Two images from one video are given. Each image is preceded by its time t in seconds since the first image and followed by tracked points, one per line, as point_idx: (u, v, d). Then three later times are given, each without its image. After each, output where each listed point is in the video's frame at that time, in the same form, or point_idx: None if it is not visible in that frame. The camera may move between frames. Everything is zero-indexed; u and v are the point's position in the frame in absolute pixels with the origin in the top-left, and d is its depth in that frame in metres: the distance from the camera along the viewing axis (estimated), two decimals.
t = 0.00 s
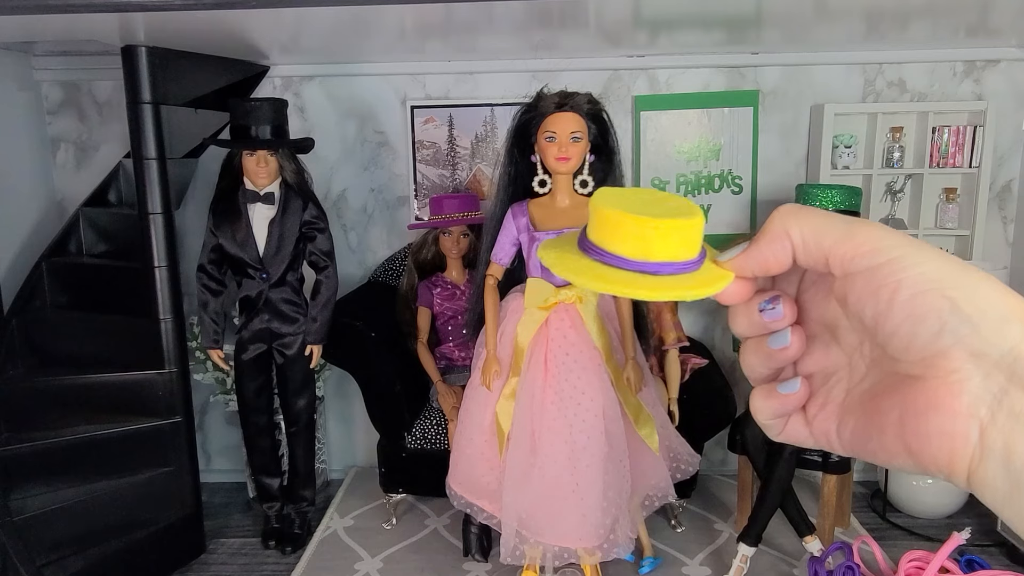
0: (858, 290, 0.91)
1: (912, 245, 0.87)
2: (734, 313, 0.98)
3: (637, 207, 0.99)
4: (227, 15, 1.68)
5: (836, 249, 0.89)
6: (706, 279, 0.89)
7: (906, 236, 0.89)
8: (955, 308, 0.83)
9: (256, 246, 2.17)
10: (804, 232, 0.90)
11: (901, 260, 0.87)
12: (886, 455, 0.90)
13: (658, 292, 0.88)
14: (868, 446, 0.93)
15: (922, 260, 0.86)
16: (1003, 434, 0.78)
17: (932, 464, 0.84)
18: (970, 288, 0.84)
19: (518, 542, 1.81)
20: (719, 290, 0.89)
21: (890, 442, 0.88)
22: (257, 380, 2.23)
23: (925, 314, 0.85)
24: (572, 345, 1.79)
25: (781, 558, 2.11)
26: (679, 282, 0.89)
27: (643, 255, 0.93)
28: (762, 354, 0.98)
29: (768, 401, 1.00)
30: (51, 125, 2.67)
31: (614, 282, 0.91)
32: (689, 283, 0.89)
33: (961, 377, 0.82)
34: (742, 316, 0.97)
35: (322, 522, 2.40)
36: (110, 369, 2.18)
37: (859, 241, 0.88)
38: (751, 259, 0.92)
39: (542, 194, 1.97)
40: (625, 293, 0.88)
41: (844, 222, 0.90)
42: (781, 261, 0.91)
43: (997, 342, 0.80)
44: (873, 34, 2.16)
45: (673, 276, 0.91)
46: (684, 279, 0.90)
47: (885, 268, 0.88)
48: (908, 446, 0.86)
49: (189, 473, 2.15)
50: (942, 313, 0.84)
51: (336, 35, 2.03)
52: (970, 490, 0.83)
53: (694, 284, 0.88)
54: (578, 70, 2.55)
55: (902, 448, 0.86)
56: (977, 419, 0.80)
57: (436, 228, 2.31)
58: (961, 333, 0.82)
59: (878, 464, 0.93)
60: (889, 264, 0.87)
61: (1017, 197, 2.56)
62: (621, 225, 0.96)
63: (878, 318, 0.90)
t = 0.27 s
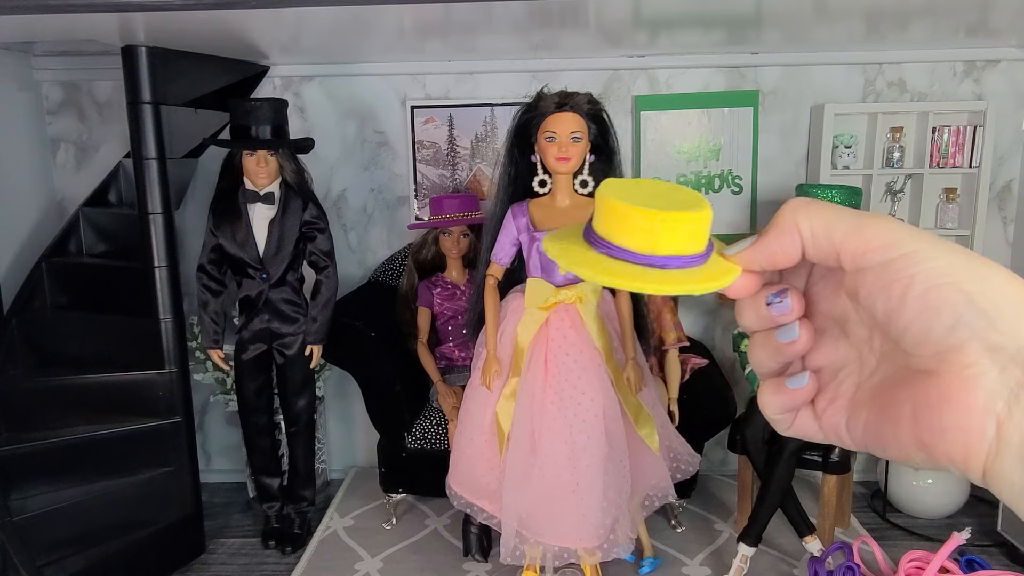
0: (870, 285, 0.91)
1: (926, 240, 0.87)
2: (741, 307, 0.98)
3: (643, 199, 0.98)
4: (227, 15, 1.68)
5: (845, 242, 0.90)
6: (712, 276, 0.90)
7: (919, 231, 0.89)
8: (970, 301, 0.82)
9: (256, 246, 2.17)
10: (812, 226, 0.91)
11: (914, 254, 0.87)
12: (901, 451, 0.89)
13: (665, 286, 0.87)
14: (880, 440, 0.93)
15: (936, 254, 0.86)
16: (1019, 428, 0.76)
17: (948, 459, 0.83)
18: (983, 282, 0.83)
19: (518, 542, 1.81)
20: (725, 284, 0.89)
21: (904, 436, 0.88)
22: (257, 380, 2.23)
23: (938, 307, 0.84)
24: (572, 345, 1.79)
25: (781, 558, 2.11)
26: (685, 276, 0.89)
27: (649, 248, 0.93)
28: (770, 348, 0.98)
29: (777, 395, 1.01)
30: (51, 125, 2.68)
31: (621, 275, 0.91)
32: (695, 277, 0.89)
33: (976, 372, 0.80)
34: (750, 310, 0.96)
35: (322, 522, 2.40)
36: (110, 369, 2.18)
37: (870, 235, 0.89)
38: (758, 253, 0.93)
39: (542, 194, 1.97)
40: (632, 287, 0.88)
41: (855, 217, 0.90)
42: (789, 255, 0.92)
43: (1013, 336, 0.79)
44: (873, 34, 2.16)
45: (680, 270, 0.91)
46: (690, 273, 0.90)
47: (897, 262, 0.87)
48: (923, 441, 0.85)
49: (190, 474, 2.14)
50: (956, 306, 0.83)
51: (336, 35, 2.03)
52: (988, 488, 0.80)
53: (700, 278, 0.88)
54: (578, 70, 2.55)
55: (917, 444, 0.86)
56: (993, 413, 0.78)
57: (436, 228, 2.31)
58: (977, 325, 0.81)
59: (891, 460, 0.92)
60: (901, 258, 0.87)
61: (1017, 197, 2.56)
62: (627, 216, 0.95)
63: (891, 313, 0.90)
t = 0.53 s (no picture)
0: (865, 307, 0.89)
1: (922, 261, 0.85)
2: (738, 306, 0.99)
3: (639, 201, 0.96)
4: (227, 15, 1.68)
5: (840, 265, 0.87)
6: (701, 288, 0.89)
7: (915, 250, 0.86)
8: (965, 325, 0.81)
9: (256, 246, 2.17)
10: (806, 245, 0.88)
11: (909, 278, 0.85)
12: (896, 461, 0.91)
13: (649, 300, 0.88)
14: (874, 446, 0.94)
15: (933, 275, 0.84)
16: (1013, 451, 0.78)
17: (943, 475, 0.84)
18: (980, 305, 0.81)
19: (518, 542, 1.81)
20: (712, 296, 0.89)
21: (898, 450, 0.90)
22: (257, 380, 2.23)
23: (935, 331, 0.83)
24: (572, 345, 1.79)
25: (781, 559, 2.11)
26: (672, 288, 0.89)
27: (640, 255, 0.92)
28: (764, 348, 1.00)
29: (770, 395, 1.02)
30: (51, 125, 2.68)
31: (610, 283, 0.92)
32: (681, 289, 0.89)
33: (972, 394, 0.82)
34: (745, 312, 0.97)
35: (322, 522, 2.40)
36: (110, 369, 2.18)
37: (864, 258, 0.86)
38: (750, 263, 0.91)
39: (542, 194, 1.97)
40: (617, 298, 0.89)
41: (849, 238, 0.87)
42: (779, 268, 0.90)
43: (1008, 360, 0.79)
44: (873, 34, 2.16)
45: (668, 281, 0.91)
46: (677, 285, 0.89)
47: (894, 286, 0.85)
48: (919, 457, 0.87)
49: (190, 474, 2.15)
50: (951, 332, 0.82)
51: (336, 35, 2.03)
52: (984, 503, 0.82)
53: (686, 292, 0.88)
54: (578, 70, 2.55)
55: (913, 459, 0.88)
56: (988, 435, 0.80)
57: (436, 228, 2.31)
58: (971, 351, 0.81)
59: (886, 467, 0.94)
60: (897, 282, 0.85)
61: (1017, 197, 2.56)
62: (619, 221, 0.94)
63: (886, 334, 0.89)
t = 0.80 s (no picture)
0: (868, 315, 0.90)
1: (923, 270, 0.86)
2: (740, 310, 0.98)
3: (641, 208, 0.96)
4: (227, 15, 1.68)
5: (841, 273, 0.88)
6: (704, 297, 0.89)
7: (915, 259, 0.87)
8: (966, 334, 0.82)
9: (256, 246, 2.17)
10: (807, 252, 0.88)
11: (910, 287, 0.86)
12: (897, 467, 0.92)
13: (652, 309, 0.88)
14: (876, 450, 0.94)
15: (933, 284, 0.85)
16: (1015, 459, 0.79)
17: (944, 483, 0.85)
18: (981, 314, 0.82)
19: (518, 542, 1.81)
20: (715, 305, 0.89)
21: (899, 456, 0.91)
22: (257, 380, 2.23)
23: (937, 339, 0.84)
24: (572, 345, 1.79)
25: (781, 559, 2.11)
26: (675, 297, 0.89)
27: (642, 264, 0.92)
28: (765, 353, 1.00)
29: (770, 401, 1.02)
30: (51, 125, 2.68)
31: (612, 291, 0.92)
32: (684, 298, 0.89)
33: (973, 403, 0.83)
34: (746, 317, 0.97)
35: (322, 522, 2.40)
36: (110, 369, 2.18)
37: (864, 266, 0.87)
38: (752, 270, 0.90)
39: (542, 194, 1.97)
40: (620, 307, 0.89)
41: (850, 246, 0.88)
42: (780, 276, 0.89)
43: (1010, 370, 0.80)
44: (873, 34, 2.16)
45: (670, 290, 0.91)
46: (680, 293, 0.90)
47: (895, 295, 0.86)
48: (919, 464, 0.88)
49: (189, 474, 2.15)
50: (952, 340, 0.83)
51: (336, 35, 2.03)
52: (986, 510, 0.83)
53: (689, 300, 0.89)
54: (578, 70, 2.55)
55: (913, 466, 0.89)
56: (990, 444, 0.81)
57: (436, 228, 2.31)
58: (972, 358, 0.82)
59: (887, 473, 0.94)
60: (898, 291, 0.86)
61: (1017, 197, 2.56)
62: (622, 230, 0.94)
63: (888, 342, 0.90)
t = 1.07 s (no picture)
0: (866, 310, 0.89)
1: (929, 280, 0.83)
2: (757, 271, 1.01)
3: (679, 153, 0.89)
4: (227, 15, 1.68)
5: (845, 270, 0.85)
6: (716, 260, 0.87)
7: (923, 262, 0.84)
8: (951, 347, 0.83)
9: (256, 246, 2.17)
10: (818, 244, 0.84)
11: (912, 298, 0.84)
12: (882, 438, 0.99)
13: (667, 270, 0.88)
14: (868, 425, 1.00)
15: (937, 296, 0.83)
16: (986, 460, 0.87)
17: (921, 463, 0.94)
18: (978, 332, 0.81)
19: (518, 542, 1.81)
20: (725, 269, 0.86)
21: (882, 437, 0.98)
22: (257, 380, 2.23)
23: (927, 350, 0.85)
24: (572, 345, 1.79)
25: (781, 559, 2.11)
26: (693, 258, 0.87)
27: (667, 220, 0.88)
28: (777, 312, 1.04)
29: (782, 356, 1.07)
30: (51, 125, 2.68)
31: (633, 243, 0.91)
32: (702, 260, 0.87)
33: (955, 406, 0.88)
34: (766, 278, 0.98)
35: (322, 522, 2.40)
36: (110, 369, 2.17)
37: (868, 268, 0.84)
38: (767, 248, 0.88)
39: (542, 194, 1.97)
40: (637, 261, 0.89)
41: (859, 242, 0.84)
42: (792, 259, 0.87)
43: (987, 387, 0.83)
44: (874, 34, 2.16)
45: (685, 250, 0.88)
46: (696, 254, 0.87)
47: (894, 302, 0.85)
48: (902, 444, 0.96)
49: (190, 474, 2.15)
50: (938, 352, 0.84)
51: (336, 35, 2.03)
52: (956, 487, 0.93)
53: (701, 268, 0.87)
54: (578, 70, 2.55)
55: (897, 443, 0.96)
56: (960, 446, 0.90)
57: (436, 228, 2.31)
58: (954, 373, 0.85)
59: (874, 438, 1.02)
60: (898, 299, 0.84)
61: (1017, 197, 2.56)
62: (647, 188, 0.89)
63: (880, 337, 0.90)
